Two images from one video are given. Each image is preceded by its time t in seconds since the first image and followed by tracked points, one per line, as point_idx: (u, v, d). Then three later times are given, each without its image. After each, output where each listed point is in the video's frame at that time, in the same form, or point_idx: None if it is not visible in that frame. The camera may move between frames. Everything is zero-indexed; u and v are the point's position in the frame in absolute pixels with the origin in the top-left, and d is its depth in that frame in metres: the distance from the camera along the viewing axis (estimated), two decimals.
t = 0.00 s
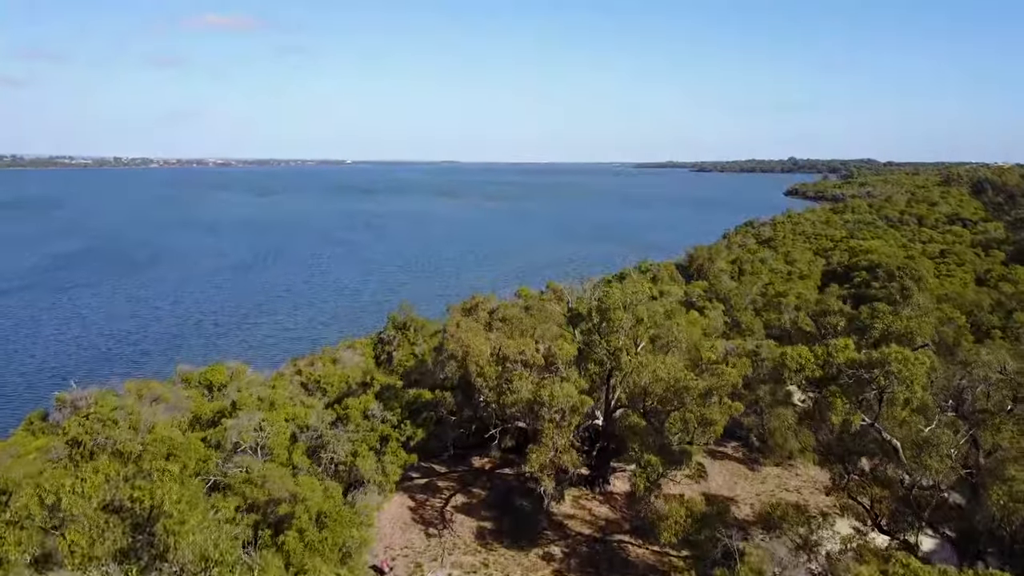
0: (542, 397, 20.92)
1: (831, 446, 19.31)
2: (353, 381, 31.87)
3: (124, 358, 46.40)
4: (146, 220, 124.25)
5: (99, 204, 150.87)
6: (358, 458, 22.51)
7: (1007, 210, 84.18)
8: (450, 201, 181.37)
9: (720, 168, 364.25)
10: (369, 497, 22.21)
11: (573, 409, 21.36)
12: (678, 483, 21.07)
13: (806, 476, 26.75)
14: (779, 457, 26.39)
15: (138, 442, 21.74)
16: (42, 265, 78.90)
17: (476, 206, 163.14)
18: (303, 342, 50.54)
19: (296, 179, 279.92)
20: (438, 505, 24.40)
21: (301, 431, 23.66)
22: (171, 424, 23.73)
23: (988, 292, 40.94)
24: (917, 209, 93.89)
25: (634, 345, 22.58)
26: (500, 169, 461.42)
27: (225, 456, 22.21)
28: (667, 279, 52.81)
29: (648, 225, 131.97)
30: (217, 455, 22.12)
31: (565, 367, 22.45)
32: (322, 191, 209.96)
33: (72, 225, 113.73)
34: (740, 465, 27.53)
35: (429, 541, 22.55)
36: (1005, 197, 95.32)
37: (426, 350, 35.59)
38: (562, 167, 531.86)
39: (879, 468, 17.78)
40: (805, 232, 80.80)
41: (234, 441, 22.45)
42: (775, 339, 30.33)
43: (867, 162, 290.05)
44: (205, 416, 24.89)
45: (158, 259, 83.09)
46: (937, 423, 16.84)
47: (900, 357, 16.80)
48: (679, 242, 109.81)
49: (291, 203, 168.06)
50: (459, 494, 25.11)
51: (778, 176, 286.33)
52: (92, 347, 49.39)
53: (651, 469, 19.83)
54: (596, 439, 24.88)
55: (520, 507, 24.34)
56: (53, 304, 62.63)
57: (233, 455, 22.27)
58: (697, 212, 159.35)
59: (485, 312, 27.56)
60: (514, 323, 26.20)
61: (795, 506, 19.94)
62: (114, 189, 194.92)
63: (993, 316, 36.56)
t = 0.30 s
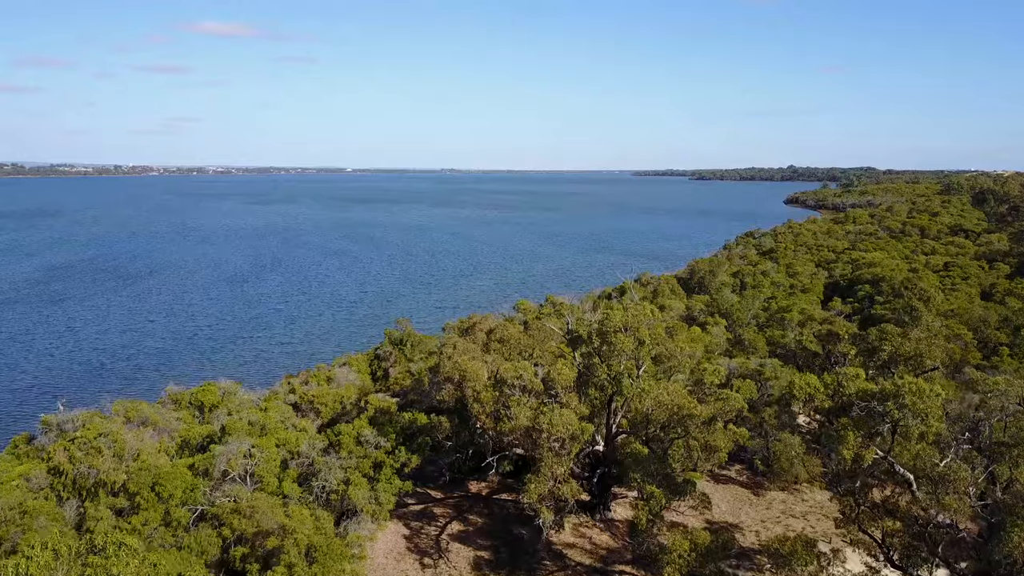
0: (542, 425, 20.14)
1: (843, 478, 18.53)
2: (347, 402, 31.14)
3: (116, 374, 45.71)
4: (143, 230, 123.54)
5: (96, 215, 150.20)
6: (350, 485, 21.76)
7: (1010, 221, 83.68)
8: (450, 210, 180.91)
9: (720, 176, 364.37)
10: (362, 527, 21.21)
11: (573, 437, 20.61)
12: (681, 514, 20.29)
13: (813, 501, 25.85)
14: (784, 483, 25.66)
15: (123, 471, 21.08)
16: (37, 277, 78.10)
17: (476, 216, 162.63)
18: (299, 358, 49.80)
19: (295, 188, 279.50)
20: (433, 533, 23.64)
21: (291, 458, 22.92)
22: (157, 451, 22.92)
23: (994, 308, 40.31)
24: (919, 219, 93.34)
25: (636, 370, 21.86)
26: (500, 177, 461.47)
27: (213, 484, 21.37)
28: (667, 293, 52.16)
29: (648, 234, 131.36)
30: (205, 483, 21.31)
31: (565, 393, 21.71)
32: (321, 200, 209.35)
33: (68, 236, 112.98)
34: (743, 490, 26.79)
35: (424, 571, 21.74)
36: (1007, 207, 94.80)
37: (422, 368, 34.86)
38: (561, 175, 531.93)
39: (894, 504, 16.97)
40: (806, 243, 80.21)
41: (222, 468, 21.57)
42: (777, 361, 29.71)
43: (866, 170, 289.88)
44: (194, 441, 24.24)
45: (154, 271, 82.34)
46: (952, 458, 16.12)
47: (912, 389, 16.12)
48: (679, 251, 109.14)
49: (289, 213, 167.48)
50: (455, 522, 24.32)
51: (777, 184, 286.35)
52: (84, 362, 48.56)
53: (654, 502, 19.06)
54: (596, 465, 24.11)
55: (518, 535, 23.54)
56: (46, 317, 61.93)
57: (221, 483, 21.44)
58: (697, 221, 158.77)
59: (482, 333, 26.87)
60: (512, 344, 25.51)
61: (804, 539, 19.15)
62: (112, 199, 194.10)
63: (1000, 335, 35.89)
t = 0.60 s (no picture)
0: (541, 454, 19.42)
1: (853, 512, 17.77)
2: (341, 423, 30.46)
3: (108, 390, 44.99)
4: (141, 240, 122.96)
5: (93, 224, 149.57)
6: (342, 515, 21.05)
7: (1012, 233, 83.24)
8: (449, 219, 180.60)
9: (720, 185, 364.35)
10: (354, 559, 20.41)
11: (573, 467, 19.89)
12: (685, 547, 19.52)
13: (820, 527, 25.02)
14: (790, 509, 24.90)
15: (106, 502, 20.44)
16: (32, 289, 77.40)
17: (475, 224, 162.21)
18: (295, 373, 49.06)
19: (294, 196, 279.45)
20: (429, 563, 22.85)
21: (282, 487, 22.25)
22: (143, 479, 22.16)
23: (999, 325, 39.67)
24: (921, 230, 92.78)
25: (636, 396, 21.14)
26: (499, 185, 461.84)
27: (199, 514, 20.61)
28: (668, 306, 51.56)
29: (648, 244, 130.79)
30: (192, 513, 20.54)
31: (564, 420, 20.97)
32: (320, 208, 208.91)
33: (65, 246, 112.32)
34: (749, 516, 26.02)
35: None
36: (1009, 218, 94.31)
37: (418, 386, 34.20)
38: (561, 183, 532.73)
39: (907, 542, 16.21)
40: (807, 254, 79.60)
41: (209, 498, 20.85)
42: (782, 381, 29.07)
43: (864, 178, 290.17)
44: (181, 468, 23.53)
45: (150, 283, 81.65)
46: (968, 496, 15.44)
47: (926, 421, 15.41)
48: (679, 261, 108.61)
49: (288, 222, 167.01)
50: (451, 551, 23.54)
51: (777, 192, 286.43)
52: (76, 378, 47.78)
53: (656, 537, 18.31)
54: (596, 493, 23.34)
55: (516, 565, 22.75)
56: (39, 330, 61.15)
57: (209, 514, 20.68)
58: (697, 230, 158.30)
59: (479, 354, 26.16)
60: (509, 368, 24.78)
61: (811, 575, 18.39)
62: (110, 207, 193.42)
63: (1007, 353, 35.23)
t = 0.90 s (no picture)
0: (537, 485, 18.65)
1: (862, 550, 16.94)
2: (333, 445, 29.76)
3: (98, 407, 44.17)
4: (136, 250, 122.16)
5: (90, 233, 148.77)
6: (331, 547, 20.19)
7: (1013, 244, 82.76)
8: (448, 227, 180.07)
9: (718, 193, 364.60)
10: None
11: (570, 498, 19.06)
12: None
13: (825, 555, 24.28)
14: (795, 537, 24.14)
15: (86, 535, 19.67)
16: (25, 301, 76.55)
17: (473, 233, 161.57)
18: (289, 390, 48.31)
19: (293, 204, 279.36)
20: None
21: (269, 516, 21.52)
22: (126, 509, 21.34)
23: (1004, 341, 39.10)
24: (922, 240, 92.35)
25: (635, 424, 20.39)
26: (498, 193, 461.64)
27: (183, 547, 19.83)
28: (668, 320, 50.88)
29: (647, 253, 130.25)
30: (175, 545, 19.76)
31: (561, 448, 20.16)
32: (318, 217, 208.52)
33: (60, 257, 111.41)
34: (753, 543, 25.26)
35: None
36: (1010, 228, 93.96)
37: (412, 406, 33.45)
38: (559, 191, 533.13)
39: None
40: (807, 265, 79.08)
41: (193, 529, 20.03)
42: (785, 402, 28.41)
43: (864, 186, 290.20)
44: (166, 496, 22.77)
45: (144, 294, 80.82)
46: (982, 535, 15.00)
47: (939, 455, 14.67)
48: (678, 271, 108.01)
49: (286, 231, 166.26)
50: None
51: (776, 200, 286.40)
52: (66, 394, 46.91)
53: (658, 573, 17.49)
54: (595, 522, 22.51)
55: None
56: (31, 344, 60.31)
57: (192, 546, 19.89)
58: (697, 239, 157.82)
59: (475, 377, 25.41)
60: (505, 391, 24.04)
61: None
62: (106, 216, 192.49)
63: (1013, 370, 34.62)
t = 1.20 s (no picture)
0: (533, 517, 17.95)
1: None
2: (324, 466, 29.08)
3: (86, 423, 43.36)
4: (130, 259, 121.27)
5: (84, 242, 147.79)
6: None
7: (1012, 254, 82.37)
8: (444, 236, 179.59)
9: (715, 201, 364.73)
10: None
11: (567, 530, 18.35)
12: None
13: None
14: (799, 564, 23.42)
15: (64, 568, 18.87)
16: (15, 313, 75.62)
17: (469, 242, 161.00)
18: (281, 406, 47.50)
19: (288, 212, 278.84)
20: None
21: (255, 546, 20.81)
22: (106, 539, 20.56)
23: (1007, 356, 38.59)
24: (920, 249, 92.06)
25: (634, 452, 19.74)
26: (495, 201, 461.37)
27: None
28: (666, 333, 50.20)
29: (644, 262, 129.83)
30: None
31: (558, 477, 19.47)
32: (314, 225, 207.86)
33: (52, 267, 110.43)
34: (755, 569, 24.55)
35: None
36: (1008, 238, 93.72)
37: (405, 425, 32.69)
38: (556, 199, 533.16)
39: None
40: (806, 276, 78.64)
41: (176, 561, 19.25)
42: (787, 422, 27.76)
43: (860, 194, 290.55)
44: (150, 524, 22.02)
45: (137, 306, 79.96)
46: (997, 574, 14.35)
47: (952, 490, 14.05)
48: (674, 281, 107.44)
49: (282, 240, 165.44)
50: None
51: (772, 208, 286.47)
52: (53, 410, 46.04)
53: None
54: (592, 551, 21.77)
55: None
56: (19, 358, 59.41)
57: None
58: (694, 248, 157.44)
59: (469, 398, 24.74)
60: (500, 414, 23.40)
61: None
62: (100, 225, 191.41)
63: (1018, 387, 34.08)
